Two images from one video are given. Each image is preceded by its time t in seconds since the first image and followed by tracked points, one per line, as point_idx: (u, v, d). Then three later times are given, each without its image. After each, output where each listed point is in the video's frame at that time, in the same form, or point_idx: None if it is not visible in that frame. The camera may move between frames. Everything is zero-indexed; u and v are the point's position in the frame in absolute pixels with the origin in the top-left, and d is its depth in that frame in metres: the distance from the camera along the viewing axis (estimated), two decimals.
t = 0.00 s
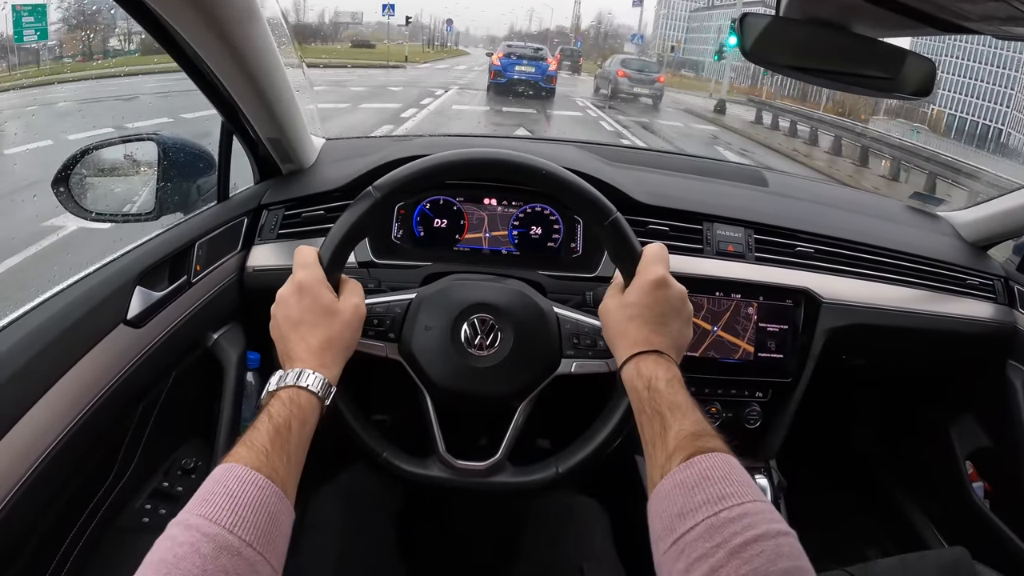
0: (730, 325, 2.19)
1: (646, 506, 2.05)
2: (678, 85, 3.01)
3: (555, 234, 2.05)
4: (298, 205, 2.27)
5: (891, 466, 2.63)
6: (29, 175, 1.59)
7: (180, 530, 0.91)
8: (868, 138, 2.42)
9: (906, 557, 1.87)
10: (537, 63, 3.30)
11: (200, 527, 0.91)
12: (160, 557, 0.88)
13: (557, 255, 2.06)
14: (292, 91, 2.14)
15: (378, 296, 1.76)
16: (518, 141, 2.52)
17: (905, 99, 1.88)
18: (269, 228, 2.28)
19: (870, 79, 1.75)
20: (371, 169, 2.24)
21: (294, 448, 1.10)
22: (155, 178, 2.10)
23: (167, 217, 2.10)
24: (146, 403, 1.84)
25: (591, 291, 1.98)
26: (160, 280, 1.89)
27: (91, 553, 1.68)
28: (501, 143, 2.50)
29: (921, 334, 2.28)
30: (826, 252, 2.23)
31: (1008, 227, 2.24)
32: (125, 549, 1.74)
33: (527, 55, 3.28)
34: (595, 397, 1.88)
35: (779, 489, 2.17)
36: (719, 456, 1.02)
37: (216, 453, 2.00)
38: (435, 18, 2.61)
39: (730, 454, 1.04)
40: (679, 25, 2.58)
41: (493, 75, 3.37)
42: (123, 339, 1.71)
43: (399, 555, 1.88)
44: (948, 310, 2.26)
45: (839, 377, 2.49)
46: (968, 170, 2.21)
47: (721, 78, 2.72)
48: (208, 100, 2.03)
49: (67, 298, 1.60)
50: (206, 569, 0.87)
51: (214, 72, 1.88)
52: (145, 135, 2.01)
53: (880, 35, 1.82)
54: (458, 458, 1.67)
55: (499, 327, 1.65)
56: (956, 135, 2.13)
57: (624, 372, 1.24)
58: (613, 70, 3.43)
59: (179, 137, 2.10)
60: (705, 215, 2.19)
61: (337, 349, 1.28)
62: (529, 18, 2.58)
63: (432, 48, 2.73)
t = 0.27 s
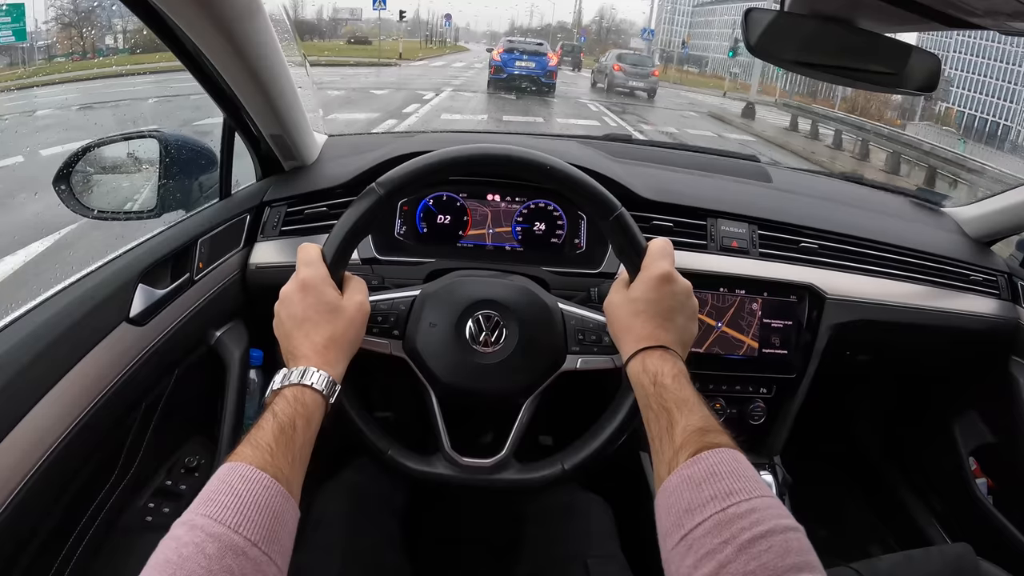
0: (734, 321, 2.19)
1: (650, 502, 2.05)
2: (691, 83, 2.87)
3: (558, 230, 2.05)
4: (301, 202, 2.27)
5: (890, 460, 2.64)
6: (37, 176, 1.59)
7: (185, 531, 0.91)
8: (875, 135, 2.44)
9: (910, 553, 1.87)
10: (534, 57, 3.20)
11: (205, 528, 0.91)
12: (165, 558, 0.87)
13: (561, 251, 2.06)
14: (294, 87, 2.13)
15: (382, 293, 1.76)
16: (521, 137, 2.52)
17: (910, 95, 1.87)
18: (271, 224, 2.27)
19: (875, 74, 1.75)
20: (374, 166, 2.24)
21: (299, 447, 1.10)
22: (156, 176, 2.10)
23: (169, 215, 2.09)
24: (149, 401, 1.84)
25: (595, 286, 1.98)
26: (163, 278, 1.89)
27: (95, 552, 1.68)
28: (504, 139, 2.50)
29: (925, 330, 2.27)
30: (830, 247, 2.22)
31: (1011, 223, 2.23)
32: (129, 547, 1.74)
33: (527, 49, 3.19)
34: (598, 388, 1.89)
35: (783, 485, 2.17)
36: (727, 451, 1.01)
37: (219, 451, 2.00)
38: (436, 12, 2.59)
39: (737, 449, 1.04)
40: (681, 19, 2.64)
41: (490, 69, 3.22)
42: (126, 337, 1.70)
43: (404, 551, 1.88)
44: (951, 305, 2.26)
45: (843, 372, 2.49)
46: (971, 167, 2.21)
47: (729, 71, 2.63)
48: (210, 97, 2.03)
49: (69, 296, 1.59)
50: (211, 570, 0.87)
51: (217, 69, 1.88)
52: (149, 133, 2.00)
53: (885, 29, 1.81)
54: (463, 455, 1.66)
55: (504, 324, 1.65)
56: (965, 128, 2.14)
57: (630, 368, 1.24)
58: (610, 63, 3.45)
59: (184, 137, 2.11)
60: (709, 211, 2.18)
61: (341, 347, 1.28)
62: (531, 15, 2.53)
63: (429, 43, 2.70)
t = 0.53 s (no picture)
0: (737, 318, 2.16)
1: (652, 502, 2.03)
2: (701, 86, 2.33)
3: (559, 226, 2.02)
4: (297, 198, 2.24)
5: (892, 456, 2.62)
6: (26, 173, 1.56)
7: (177, 532, 0.88)
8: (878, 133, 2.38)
9: (914, 553, 1.84)
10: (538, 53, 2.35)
11: (197, 529, 0.89)
12: (156, 561, 0.85)
13: (561, 247, 2.04)
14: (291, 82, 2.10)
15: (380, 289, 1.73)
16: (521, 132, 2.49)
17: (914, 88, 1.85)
18: (268, 221, 2.25)
19: (880, 67, 1.72)
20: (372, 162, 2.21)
21: (294, 447, 1.08)
22: (151, 173, 2.07)
23: (166, 211, 2.07)
24: (143, 401, 1.81)
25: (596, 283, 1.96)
26: (158, 275, 1.86)
27: (89, 553, 1.66)
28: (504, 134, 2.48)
29: (929, 327, 2.25)
30: (833, 243, 2.20)
31: (1015, 219, 2.21)
32: (124, 548, 1.71)
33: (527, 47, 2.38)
34: (598, 386, 1.86)
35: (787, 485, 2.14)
36: (732, 449, 0.99)
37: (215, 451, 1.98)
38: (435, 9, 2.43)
39: (742, 448, 1.01)
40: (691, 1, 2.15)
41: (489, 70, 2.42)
42: (119, 335, 1.68)
43: (403, 551, 1.85)
44: (955, 302, 2.23)
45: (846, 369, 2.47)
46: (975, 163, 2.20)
47: (734, 70, 2.26)
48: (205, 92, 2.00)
49: (60, 294, 1.56)
50: (203, 572, 0.84)
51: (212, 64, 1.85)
52: (143, 129, 1.98)
53: (891, 22, 1.78)
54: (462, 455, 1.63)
55: (503, 320, 1.63)
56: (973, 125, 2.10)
57: (632, 364, 1.22)
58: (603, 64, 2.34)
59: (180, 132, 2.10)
60: (712, 206, 2.16)
61: (337, 344, 1.25)
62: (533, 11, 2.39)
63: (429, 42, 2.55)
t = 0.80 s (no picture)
0: (738, 314, 2.15)
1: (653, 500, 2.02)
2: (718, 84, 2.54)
3: (559, 222, 2.01)
4: (295, 195, 2.23)
5: (895, 452, 2.62)
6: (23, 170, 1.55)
7: (173, 532, 0.87)
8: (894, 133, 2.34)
9: (917, 549, 1.83)
10: (538, 51, 2.57)
11: (194, 529, 0.87)
12: (152, 561, 0.84)
13: (561, 243, 2.02)
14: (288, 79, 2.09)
15: (379, 285, 1.72)
16: (522, 128, 2.48)
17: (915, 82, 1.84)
18: (267, 219, 2.24)
19: (881, 61, 1.71)
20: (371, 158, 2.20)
21: (292, 445, 1.07)
22: (149, 170, 2.05)
23: (164, 210, 2.05)
24: (141, 400, 1.80)
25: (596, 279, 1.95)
26: (155, 273, 1.85)
27: (88, 553, 1.65)
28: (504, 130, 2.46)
29: (931, 322, 2.24)
30: (835, 239, 2.19)
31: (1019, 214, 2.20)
32: (123, 548, 1.70)
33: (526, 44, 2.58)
34: (600, 383, 1.85)
35: (789, 482, 2.13)
36: (734, 447, 0.97)
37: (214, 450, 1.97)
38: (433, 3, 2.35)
39: (744, 445, 1.00)
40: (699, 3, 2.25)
41: (489, 67, 2.64)
42: (117, 333, 1.67)
43: (403, 550, 1.84)
44: (958, 297, 2.22)
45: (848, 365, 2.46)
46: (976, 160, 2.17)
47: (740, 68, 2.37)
48: (202, 88, 1.98)
49: (57, 292, 1.55)
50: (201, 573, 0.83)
51: (210, 61, 1.84)
52: (141, 127, 1.96)
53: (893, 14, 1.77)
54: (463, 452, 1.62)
55: (503, 317, 1.61)
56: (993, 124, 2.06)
57: (633, 361, 1.20)
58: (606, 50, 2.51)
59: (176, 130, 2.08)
60: (713, 202, 2.15)
61: (335, 341, 1.24)
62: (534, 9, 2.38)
63: (425, 40, 2.54)
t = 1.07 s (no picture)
0: (739, 311, 2.15)
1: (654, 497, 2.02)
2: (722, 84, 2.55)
3: (560, 220, 2.01)
4: (296, 193, 2.23)
5: (896, 448, 2.61)
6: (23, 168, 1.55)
7: (175, 530, 0.87)
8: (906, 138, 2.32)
9: (918, 545, 1.83)
10: (537, 48, 2.58)
11: (196, 527, 0.87)
12: (154, 559, 0.84)
13: (562, 240, 2.02)
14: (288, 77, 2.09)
15: (379, 283, 1.72)
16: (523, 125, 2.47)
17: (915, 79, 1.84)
18: (267, 217, 2.24)
19: (882, 57, 1.71)
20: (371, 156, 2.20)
21: (293, 443, 1.07)
22: (150, 169, 2.05)
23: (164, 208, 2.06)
24: (142, 399, 1.80)
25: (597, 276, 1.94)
26: (155, 272, 1.85)
27: (89, 551, 1.65)
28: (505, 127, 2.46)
29: (932, 319, 2.23)
30: (836, 236, 2.19)
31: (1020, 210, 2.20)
32: (124, 547, 1.70)
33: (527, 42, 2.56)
34: (602, 380, 1.84)
35: (790, 478, 2.13)
36: (735, 445, 0.97)
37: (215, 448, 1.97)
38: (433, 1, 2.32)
39: (746, 443, 1.00)
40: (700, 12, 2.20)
41: (489, 65, 2.62)
42: (118, 332, 1.66)
43: (405, 547, 1.84)
44: (958, 294, 2.22)
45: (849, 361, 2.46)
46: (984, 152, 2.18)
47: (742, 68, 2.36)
48: (201, 85, 1.98)
49: (58, 291, 1.55)
50: (203, 570, 0.83)
51: (209, 59, 1.84)
52: (141, 124, 1.97)
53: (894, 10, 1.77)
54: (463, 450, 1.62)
55: (504, 314, 1.61)
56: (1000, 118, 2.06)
57: (634, 359, 1.20)
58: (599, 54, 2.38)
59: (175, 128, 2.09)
60: (713, 199, 2.14)
61: (336, 339, 1.24)
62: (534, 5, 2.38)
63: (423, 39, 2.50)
